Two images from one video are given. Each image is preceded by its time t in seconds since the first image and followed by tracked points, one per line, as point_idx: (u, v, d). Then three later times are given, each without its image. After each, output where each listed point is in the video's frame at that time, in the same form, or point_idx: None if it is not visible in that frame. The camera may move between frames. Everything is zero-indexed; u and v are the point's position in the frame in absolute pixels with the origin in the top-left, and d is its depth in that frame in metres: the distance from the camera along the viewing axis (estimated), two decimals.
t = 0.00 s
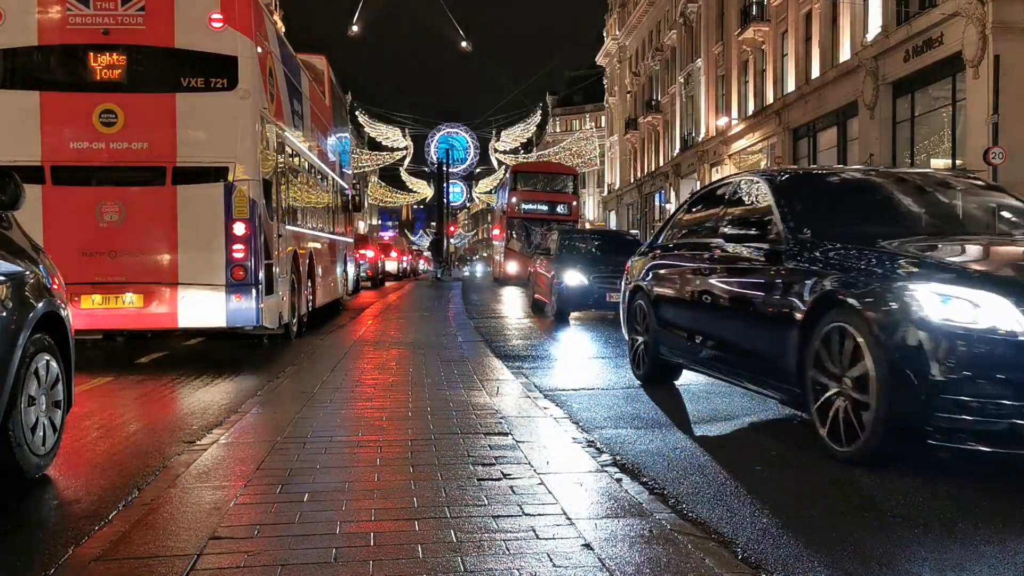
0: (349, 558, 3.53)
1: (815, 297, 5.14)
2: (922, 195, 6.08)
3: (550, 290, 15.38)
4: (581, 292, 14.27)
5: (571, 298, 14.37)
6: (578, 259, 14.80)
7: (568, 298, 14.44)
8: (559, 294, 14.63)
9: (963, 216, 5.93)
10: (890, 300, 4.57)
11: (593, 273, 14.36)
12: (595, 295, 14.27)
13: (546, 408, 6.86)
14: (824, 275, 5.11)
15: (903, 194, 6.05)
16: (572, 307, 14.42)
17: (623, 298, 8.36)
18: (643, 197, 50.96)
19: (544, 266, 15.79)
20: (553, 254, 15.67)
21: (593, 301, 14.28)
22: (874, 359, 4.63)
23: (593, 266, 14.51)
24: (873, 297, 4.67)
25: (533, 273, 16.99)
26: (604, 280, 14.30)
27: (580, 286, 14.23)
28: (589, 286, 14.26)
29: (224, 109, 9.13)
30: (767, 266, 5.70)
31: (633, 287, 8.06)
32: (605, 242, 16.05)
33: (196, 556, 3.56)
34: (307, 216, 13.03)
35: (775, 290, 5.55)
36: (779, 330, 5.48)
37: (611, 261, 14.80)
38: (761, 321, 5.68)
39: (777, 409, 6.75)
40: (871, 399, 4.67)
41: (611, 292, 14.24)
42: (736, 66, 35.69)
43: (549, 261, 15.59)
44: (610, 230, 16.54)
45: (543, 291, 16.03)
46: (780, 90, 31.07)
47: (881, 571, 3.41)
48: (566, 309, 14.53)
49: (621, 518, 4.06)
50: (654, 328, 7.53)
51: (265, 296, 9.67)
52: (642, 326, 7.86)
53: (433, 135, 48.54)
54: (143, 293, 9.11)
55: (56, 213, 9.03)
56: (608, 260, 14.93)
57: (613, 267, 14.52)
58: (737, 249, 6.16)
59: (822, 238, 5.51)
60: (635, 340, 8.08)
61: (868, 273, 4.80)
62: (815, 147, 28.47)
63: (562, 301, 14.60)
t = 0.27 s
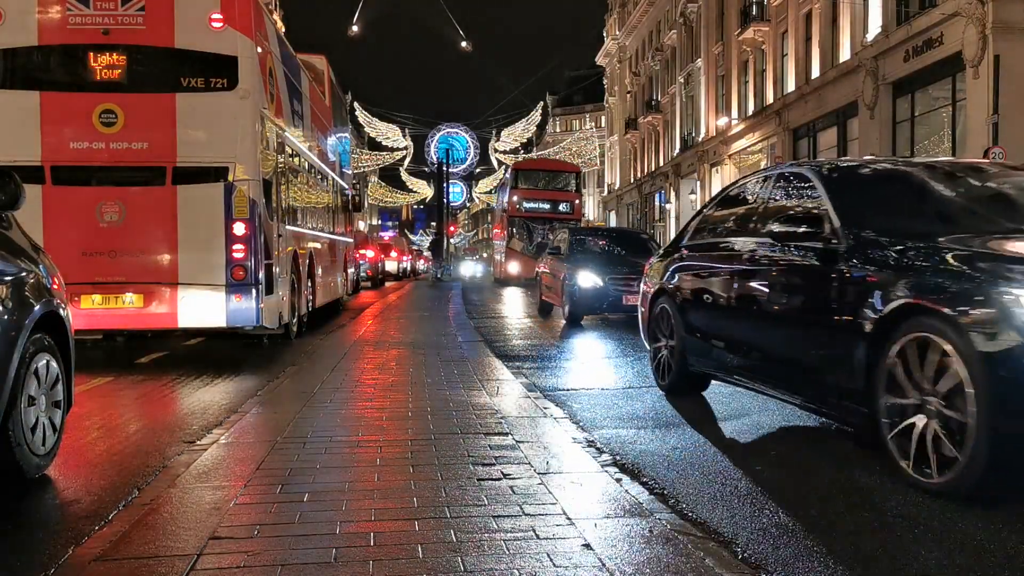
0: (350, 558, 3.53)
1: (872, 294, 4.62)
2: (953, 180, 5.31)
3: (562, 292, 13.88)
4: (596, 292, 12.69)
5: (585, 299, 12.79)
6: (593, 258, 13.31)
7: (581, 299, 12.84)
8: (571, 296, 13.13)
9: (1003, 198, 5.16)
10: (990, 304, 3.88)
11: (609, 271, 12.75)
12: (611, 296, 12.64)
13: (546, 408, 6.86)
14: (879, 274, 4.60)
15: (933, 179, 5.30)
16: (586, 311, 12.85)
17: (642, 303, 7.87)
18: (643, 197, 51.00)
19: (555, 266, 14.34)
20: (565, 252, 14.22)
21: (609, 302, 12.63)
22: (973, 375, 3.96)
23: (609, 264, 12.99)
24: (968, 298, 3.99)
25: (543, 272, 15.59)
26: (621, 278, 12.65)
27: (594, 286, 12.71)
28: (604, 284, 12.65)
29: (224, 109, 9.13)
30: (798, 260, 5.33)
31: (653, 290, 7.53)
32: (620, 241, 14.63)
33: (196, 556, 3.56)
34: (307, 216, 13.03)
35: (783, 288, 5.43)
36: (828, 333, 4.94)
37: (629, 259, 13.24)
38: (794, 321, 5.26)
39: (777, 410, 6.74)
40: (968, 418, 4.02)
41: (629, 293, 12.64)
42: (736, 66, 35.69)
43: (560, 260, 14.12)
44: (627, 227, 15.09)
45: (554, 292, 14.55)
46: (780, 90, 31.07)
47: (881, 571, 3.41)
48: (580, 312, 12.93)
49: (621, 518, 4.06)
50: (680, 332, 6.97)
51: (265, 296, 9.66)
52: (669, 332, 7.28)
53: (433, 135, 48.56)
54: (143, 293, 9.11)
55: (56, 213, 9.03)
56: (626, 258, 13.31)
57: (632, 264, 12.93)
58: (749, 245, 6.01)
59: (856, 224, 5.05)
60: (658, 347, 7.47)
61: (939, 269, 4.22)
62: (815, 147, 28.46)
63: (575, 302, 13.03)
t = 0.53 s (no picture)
0: (349, 558, 3.53)
1: (893, 295, 4.44)
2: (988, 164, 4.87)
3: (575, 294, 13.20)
4: (609, 294, 11.99)
5: (598, 303, 12.09)
6: (607, 259, 12.63)
7: (595, 302, 12.15)
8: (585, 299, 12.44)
9: None
10: None
11: (624, 271, 12.03)
12: (626, 298, 11.91)
13: (545, 408, 6.86)
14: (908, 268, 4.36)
15: (969, 162, 4.85)
16: (600, 315, 12.15)
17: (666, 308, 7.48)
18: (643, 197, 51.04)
19: (567, 268, 13.65)
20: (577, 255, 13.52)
21: (624, 304, 11.91)
22: None
23: (623, 263, 12.26)
24: None
25: (554, 273, 14.87)
26: (636, 279, 11.92)
27: (608, 289, 12.01)
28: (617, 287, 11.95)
29: (224, 109, 9.13)
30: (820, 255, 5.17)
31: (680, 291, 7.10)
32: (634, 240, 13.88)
33: (196, 556, 3.56)
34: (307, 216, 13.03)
35: (784, 281, 5.48)
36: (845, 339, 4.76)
37: (645, 258, 12.50)
38: (797, 317, 5.30)
39: (776, 410, 6.73)
40: None
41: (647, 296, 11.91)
42: (736, 66, 35.70)
43: (573, 262, 13.43)
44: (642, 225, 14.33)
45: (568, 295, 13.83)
46: (780, 90, 31.07)
47: (880, 571, 3.41)
48: (594, 316, 12.24)
49: (621, 518, 4.06)
50: (712, 336, 6.48)
51: (265, 296, 9.66)
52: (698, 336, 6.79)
53: (433, 135, 48.58)
54: (143, 293, 9.11)
55: (56, 213, 9.02)
56: (643, 257, 12.56)
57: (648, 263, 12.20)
58: (762, 244, 5.95)
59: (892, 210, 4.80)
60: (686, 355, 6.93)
61: (981, 261, 3.95)
62: (815, 147, 28.46)
63: (588, 306, 12.36)
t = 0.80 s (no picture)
0: (349, 558, 3.53)
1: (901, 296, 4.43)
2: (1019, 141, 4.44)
3: (589, 297, 12.65)
4: (626, 297, 11.48)
5: (615, 306, 11.58)
6: (624, 260, 12.12)
7: (611, 305, 11.64)
8: (601, 302, 11.93)
9: None
10: None
11: (641, 272, 11.55)
12: (644, 300, 11.39)
13: (545, 408, 6.86)
14: (914, 262, 4.36)
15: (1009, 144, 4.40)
16: (618, 318, 11.64)
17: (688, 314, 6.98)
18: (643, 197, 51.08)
19: (581, 271, 13.11)
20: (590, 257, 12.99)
21: (642, 307, 11.41)
22: None
23: (641, 264, 11.78)
24: None
25: (565, 276, 14.30)
26: (654, 281, 11.42)
27: (625, 291, 11.50)
28: (635, 288, 11.44)
29: (224, 109, 9.13)
30: (841, 254, 5.01)
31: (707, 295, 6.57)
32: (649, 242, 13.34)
33: (196, 556, 3.56)
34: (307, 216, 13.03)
35: (777, 278, 5.61)
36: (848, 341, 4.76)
37: (663, 259, 11.98)
38: (795, 313, 5.40)
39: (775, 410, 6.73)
40: None
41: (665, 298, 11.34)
42: (736, 66, 35.70)
43: (587, 265, 12.89)
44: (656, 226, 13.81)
45: (582, 298, 13.27)
46: (780, 90, 31.08)
47: (879, 571, 3.41)
48: (611, 319, 11.73)
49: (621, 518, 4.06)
50: (750, 342, 5.92)
51: (265, 296, 9.66)
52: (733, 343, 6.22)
53: (433, 135, 48.58)
54: (143, 293, 9.11)
55: (56, 212, 9.02)
56: (660, 258, 12.06)
57: (667, 264, 11.69)
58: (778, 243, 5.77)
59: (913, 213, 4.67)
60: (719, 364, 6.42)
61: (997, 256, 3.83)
62: (815, 147, 28.47)
63: (604, 309, 11.85)
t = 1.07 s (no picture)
0: (350, 557, 3.53)
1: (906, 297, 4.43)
2: None
3: (602, 299, 11.75)
4: (643, 299, 10.54)
5: (631, 308, 10.64)
6: (641, 260, 11.20)
7: (626, 307, 10.71)
8: (615, 304, 11.00)
9: None
10: None
11: (659, 273, 10.60)
12: (663, 302, 10.46)
13: (545, 408, 6.86)
14: (910, 257, 4.40)
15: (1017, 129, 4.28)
16: (633, 321, 10.68)
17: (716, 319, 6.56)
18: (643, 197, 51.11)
19: (593, 272, 12.19)
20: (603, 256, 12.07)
21: (660, 310, 10.47)
22: None
23: (659, 264, 10.83)
24: None
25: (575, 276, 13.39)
26: (674, 282, 10.49)
27: (642, 292, 10.57)
28: (652, 290, 10.52)
29: (224, 109, 9.13)
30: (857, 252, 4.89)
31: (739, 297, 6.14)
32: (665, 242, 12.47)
33: (196, 556, 3.55)
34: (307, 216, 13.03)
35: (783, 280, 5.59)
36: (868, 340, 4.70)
37: (683, 260, 11.06)
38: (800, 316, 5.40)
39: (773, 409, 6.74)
40: None
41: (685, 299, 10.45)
42: (736, 66, 35.68)
43: (599, 264, 11.98)
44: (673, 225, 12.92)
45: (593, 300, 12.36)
46: (780, 89, 31.08)
47: (878, 571, 3.41)
48: (626, 322, 10.78)
49: (621, 517, 4.06)
50: (796, 343, 5.45)
51: (265, 296, 9.66)
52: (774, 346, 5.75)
53: (433, 135, 48.55)
54: (143, 293, 9.11)
55: (56, 212, 9.02)
56: (680, 259, 11.12)
57: (687, 265, 10.75)
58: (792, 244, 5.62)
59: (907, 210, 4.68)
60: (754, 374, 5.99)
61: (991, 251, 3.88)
62: (815, 147, 28.47)
63: (618, 311, 10.92)
